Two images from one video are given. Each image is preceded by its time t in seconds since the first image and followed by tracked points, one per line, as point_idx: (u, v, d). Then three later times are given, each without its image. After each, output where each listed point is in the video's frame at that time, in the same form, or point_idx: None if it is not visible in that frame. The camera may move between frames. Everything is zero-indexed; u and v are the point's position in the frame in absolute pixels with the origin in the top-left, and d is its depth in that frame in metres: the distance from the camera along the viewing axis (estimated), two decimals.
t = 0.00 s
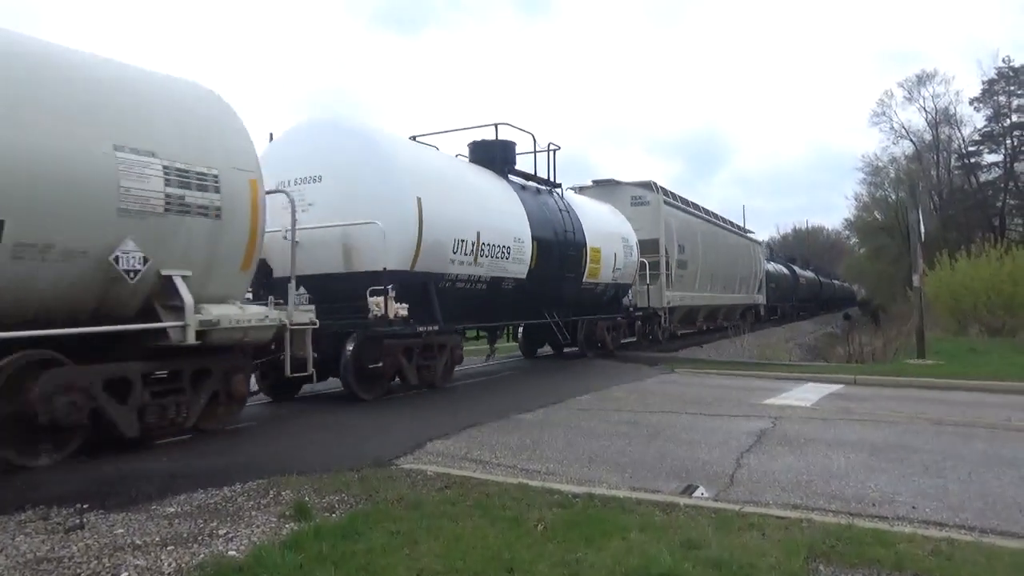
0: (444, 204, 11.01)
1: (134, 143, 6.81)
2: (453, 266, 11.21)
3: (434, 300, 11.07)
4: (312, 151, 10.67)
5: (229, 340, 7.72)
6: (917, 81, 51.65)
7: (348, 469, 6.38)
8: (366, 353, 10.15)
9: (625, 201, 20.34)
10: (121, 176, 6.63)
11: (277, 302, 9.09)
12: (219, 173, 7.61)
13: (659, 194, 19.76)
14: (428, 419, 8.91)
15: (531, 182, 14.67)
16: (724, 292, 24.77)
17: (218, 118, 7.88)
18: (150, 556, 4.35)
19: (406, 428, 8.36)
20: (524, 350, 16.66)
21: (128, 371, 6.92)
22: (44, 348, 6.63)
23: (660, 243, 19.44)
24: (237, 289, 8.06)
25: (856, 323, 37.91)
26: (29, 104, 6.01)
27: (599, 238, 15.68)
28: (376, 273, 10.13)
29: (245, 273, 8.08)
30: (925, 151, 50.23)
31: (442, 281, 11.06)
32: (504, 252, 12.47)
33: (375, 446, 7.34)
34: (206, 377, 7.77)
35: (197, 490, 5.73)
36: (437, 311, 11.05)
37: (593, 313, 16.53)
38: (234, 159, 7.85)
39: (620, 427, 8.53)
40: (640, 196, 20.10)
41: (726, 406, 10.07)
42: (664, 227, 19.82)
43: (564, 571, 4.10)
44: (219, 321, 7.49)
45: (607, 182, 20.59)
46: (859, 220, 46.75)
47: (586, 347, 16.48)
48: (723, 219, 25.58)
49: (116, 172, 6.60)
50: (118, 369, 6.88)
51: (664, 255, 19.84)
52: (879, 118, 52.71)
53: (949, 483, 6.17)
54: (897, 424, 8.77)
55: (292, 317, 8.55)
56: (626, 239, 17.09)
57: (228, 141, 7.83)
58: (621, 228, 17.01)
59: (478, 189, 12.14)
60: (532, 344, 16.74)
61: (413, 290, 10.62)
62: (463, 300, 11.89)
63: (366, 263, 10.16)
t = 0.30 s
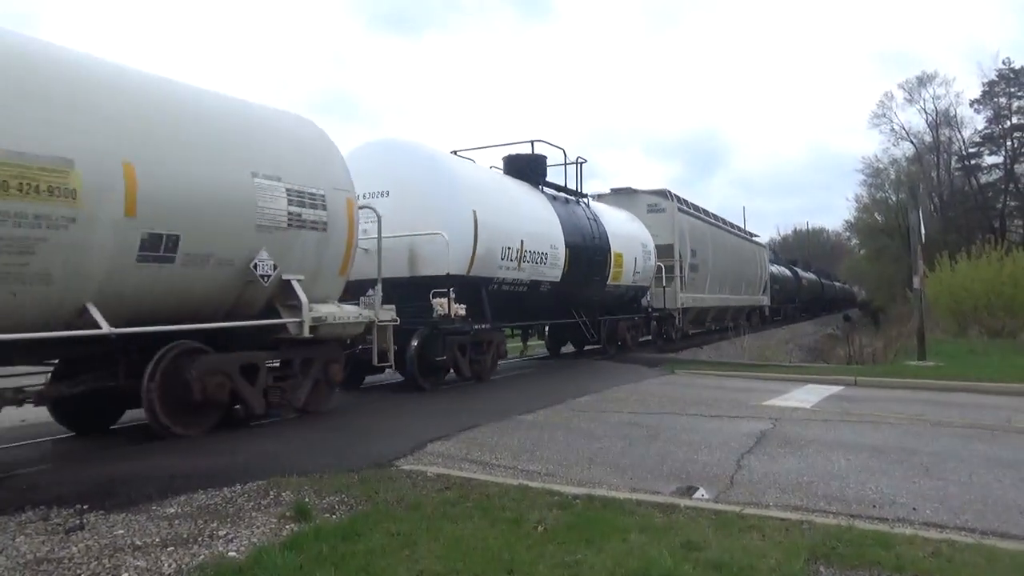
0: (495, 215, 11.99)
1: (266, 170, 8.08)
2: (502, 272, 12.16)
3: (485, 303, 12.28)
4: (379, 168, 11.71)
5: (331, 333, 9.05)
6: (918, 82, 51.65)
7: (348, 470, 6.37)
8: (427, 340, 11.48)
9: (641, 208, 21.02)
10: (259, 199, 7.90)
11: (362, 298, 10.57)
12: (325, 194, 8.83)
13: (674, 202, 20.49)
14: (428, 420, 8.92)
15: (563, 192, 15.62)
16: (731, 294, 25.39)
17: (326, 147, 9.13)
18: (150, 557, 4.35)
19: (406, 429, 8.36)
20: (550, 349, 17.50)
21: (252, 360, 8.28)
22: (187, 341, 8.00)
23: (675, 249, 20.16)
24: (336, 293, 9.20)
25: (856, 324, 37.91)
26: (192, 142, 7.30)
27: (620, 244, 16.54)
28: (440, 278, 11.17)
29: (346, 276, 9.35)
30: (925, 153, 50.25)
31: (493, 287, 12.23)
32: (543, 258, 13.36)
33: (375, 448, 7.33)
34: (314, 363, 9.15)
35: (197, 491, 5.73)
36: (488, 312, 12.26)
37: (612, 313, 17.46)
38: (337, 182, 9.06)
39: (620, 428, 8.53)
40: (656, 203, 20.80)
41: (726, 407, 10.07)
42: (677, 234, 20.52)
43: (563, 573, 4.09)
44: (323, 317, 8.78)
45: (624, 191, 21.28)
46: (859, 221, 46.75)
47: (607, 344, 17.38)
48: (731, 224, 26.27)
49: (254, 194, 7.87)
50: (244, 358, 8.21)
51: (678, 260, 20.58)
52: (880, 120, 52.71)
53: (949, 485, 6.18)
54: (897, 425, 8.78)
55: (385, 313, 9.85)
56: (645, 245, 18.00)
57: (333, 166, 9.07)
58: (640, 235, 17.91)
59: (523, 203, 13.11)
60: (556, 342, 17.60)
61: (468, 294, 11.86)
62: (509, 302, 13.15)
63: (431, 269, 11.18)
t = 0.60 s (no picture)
0: (535, 226, 13.25)
1: (357, 189, 9.27)
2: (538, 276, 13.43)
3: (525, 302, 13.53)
4: (433, 181, 13.16)
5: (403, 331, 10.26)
6: (918, 84, 51.69)
7: (347, 471, 6.36)
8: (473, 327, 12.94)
9: (654, 215, 21.76)
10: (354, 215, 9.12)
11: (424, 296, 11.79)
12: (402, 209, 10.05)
13: (686, 209, 21.21)
14: (427, 422, 8.91)
15: (586, 202, 16.73)
16: (738, 296, 25.91)
17: (399, 168, 10.36)
18: (149, 559, 4.35)
19: (405, 430, 8.35)
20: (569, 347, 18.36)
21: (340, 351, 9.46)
22: (290, 332, 9.16)
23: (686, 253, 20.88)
24: (410, 294, 10.40)
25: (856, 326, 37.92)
26: (301, 168, 8.47)
27: (638, 249, 17.61)
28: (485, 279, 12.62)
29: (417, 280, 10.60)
30: (925, 155, 50.34)
31: (533, 289, 13.46)
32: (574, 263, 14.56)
33: (374, 449, 7.32)
34: (389, 355, 10.51)
35: (196, 492, 5.71)
36: (527, 312, 13.48)
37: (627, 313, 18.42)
38: (409, 198, 10.29)
39: (619, 430, 8.52)
40: (669, 211, 21.55)
41: (726, 409, 10.06)
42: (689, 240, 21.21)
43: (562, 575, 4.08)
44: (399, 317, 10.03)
45: (638, 199, 22.05)
46: (859, 223, 46.75)
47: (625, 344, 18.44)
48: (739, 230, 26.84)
49: (350, 211, 9.08)
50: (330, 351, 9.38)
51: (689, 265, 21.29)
52: (879, 122, 52.78)
53: (948, 488, 6.17)
54: (897, 428, 8.76)
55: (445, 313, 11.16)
56: (659, 251, 19.00)
57: (407, 184, 10.33)
58: (655, 242, 18.89)
59: (559, 215, 14.35)
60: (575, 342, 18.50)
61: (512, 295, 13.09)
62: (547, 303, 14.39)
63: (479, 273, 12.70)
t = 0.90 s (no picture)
0: (571, 234, 14.22)
1: (428, 204, 10.33)
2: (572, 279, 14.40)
3: (559, 302, 14.56)
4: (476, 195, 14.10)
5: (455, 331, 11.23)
6: (919, 86, 51.69)
7: (348, 472, 6.35)
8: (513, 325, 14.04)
9: (668, 222, 21.98)
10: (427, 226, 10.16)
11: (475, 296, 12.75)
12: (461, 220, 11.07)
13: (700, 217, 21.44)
14: (429, 422, 8.91)
15: (609, 210, 17.62)
16: (745, 298, 26.24)
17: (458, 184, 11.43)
18: (150, 560, 4.34)
19: (407, 431, 8.36)
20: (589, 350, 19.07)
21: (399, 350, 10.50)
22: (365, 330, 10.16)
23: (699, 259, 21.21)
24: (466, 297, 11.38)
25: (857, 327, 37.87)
26: (387, 187, 9.55)
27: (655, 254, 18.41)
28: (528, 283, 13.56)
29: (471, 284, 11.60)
30: (926, 156, 50.31)
31: (566, 291, 14.45)
32: (601, 267, 15.52)
33: (376, 450, 7.33)
34: (447, 349, 11.49)
35: (198, 494, 5.71)
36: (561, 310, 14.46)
37: (644, 315, 19.21)
38: (467, 210, 11.34)
39: (620, 431, 8.51)
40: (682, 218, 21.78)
41: (726, 410, 10.05)
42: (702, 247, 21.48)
43: None
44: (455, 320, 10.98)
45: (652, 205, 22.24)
46: (860, 224, 46.71)
47: (645, 342, 19.33)
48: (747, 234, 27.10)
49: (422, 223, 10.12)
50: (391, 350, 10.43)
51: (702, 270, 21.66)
52: (881, 123, 52.77)
53: (950, 489, 6.16)
54: (899, 429, 8.75)
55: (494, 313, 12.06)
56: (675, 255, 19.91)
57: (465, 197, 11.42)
58: (670, 248, 19.77)
59: (592, 224, 15.38)
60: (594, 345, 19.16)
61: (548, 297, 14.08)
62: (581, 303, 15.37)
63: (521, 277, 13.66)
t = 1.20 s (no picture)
0: (599, 239, 15.41)
1: (484, 216, 11.49)
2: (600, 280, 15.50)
3: (587, 302, 15.57)
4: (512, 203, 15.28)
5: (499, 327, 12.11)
6: (921, 87, 51.67)
7: (349, 473, 6.35)
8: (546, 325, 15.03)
9: (680, 226, 23.10)
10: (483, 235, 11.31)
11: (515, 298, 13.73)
12: (512, 229, 12.21)
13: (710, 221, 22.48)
14: (431, 423, 8.93)
15: (628, 217, 18.74)
16: (754, 300, 26.79)
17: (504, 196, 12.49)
18: (151, 561, 4.34)
19: (408, 431, 8.36)
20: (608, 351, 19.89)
21: (451, 346, 11.48)
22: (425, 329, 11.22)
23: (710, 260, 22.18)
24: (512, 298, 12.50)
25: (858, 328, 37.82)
26: (451, 202, 10.69)
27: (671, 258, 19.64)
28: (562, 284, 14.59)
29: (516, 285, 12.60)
30: (928, 158, 50.28)
31: (593, 293, 15.50)
32: (625, 269, 16.62)
33: (378, 450, 7.33)
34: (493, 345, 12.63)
35: (199, 495, 5.70)
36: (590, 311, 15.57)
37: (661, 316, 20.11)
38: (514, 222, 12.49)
39: (622, 432, 8.50)
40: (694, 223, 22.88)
41: (728, 411, 10.04)
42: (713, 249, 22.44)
43: None
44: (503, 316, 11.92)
45: (665, 211, 23.42)
46: (862, 226, 46.67)
47: (661, 342, 20.13)
48: (757, 238, 27.99)
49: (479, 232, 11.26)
50: (444, 346, 11.27)
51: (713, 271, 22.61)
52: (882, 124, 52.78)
53: (951, 490, 6.16)
54: (900, 430, 8.74)
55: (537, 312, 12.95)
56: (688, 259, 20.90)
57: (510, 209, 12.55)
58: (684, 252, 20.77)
59: (616, 232, 16.60)
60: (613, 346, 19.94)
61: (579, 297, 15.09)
62: (606, 304, 16.35)
63: (553, 279, 14.72)
